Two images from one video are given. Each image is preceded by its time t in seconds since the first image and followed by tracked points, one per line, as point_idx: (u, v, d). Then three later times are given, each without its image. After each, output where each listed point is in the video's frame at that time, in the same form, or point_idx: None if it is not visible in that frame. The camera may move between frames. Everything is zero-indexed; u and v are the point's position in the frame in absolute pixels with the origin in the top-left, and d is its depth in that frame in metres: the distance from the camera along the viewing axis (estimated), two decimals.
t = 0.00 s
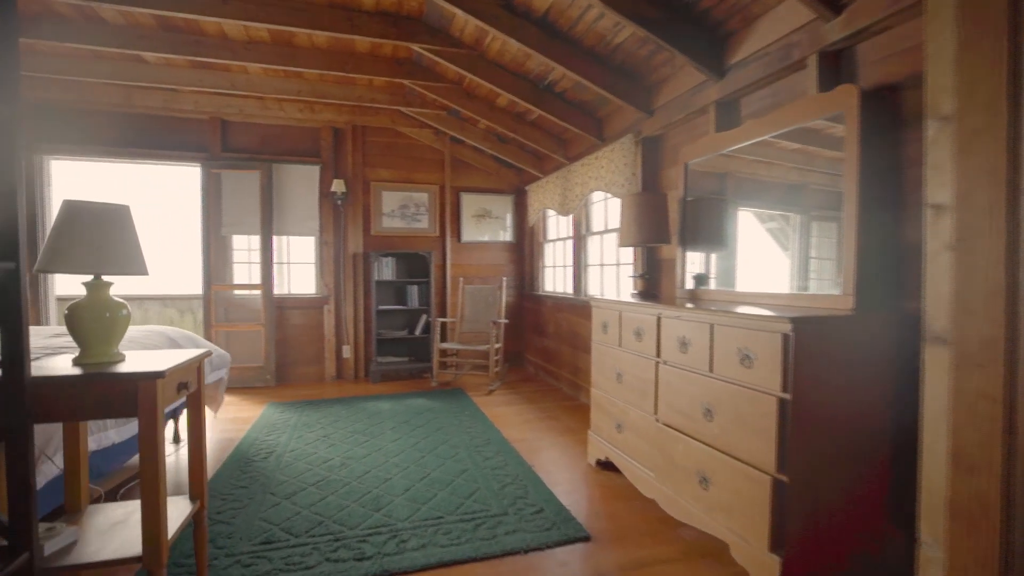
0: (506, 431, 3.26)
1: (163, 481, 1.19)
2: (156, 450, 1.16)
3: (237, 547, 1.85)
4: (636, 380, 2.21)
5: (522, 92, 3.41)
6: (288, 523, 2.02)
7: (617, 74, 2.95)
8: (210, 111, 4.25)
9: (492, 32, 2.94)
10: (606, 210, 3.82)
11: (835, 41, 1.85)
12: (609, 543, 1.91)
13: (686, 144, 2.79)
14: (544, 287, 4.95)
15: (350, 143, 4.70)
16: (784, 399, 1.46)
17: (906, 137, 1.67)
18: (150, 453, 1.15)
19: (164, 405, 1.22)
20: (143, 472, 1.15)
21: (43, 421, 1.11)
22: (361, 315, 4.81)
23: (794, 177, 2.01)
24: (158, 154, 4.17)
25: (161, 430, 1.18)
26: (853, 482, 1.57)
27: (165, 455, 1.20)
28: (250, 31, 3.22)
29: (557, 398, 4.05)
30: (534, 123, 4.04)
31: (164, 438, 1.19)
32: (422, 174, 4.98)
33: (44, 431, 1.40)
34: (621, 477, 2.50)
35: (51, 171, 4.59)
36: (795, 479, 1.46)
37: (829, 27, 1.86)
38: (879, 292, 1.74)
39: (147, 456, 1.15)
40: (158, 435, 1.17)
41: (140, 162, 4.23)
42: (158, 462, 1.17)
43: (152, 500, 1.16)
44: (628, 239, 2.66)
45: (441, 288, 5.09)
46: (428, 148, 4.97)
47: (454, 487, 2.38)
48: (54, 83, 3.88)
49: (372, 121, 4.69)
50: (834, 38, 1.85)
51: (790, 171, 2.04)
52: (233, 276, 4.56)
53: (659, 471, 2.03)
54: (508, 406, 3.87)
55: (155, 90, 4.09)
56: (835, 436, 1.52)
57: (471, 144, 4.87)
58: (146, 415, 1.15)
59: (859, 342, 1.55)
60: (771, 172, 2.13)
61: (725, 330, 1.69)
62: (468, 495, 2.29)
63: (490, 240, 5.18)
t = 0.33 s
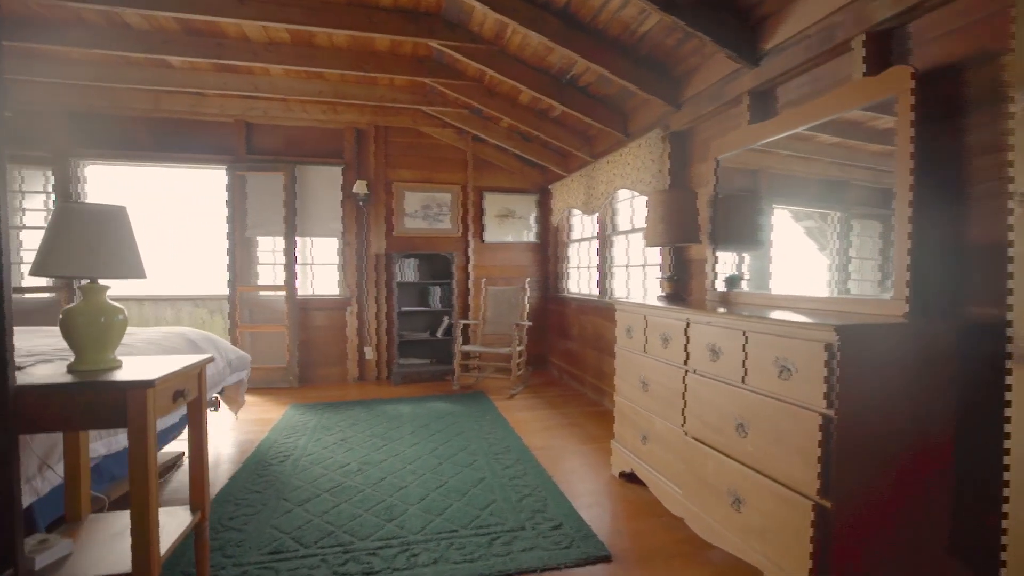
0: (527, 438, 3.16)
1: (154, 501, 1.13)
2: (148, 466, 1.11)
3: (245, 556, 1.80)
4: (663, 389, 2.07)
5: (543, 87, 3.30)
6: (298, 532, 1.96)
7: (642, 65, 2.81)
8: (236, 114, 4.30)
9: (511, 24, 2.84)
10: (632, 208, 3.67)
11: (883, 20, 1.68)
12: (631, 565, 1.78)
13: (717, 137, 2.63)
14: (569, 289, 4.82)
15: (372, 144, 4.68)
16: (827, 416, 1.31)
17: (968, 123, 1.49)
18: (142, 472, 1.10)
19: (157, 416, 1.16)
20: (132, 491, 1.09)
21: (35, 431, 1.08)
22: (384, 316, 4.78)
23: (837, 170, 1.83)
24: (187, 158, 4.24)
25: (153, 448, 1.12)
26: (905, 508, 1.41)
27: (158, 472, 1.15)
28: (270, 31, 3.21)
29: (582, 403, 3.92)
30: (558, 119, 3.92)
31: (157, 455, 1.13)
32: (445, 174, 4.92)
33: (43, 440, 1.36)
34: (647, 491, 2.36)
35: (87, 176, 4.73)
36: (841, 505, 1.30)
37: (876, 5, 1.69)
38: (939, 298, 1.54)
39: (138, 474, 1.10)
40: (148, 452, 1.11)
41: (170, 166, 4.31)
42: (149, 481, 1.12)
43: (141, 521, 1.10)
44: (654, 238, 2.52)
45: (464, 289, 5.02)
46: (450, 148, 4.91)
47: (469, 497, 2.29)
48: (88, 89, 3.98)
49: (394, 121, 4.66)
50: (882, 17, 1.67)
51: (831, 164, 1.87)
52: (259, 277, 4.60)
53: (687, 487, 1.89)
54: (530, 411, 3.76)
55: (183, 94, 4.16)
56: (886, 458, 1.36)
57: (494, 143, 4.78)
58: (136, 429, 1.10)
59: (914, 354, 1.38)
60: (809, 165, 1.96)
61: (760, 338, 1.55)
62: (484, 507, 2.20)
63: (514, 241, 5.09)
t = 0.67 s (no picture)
0: (548, 443, 3.06)
1: (149, 510, 1.09)
2: (142, 476, 1.07)
3: (256, 563, 1.76)
4: (691, 397, 1.94)
5: (566, 81, 3.20)
6: (310, 539, 1.92)
7: (670, 55, 2.67)
8: (261, 116, 4.34)
9: (532, 16, 2.75)
10: (659, 206, 3.53)
11: None
12: None
13: (750, 129, 2.48)
14: (594, 290, 4.70)
15: (395, 144, 4.66)
16: (878, 435, 1.16)
17: None
18: (136, 482, 1.06)
19: (154, 423, 1.12)
20: (126, 502, 1.05)
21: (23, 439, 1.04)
22: (407, 317, 4.76)
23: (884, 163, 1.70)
24: (215, 160, 4.31)
25: (147, 458, 1.08)
26: (968, 537, 1.25)
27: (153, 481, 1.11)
28: (291, 31, 3.20)
29: (607, 408, 3.79)
30: (582, 114, 3.81)
31: (152, 464, 1.09)
32: (468, 173, 4.86)
33: (49, 446, 1.37)
34: (673, 504, 2.24)
35: (123, 180, 4.86)
36: (893, 534, 1.16)
37: None
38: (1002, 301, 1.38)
39: (132, 485, 1.06)
40: (143, 462, 1.07)
41: (199, 169, 4.39)
42: (144, 491, 1.07)
43: (136, 534, 1.06)
44: (681, 237, 2.39)
45: (487, 290, 4.95)
46: (474, 147, 4.85)
47: (487, 506, 2.20)
48: (121, 95, 4.08)
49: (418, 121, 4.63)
50: None
51: (878, 158, 1.72)
52: (284, 278, 4.64)
53: (718, 504, 1.76)
54: (554, 415, 3.65)
55: (212, 98, 4.22)
56: (945, 480, 1.21)
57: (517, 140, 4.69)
58: (130, 437, 1.06)
59: (978, 364, 1.23)
60: (850, 160, 1.82)
61: (798, 344, 1.41)
62: (502, 517, 2.11)
63: (538, 240, 4.99)
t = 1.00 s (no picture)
0: (573, 448, 2.95)
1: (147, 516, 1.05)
2: (138, 481, 1.03)
3: (270, 567, 1.73)
4: (725, 405, 1.81)
5: (592, 73, 3.08)
6: (325, 544, 1.87)
7: (703, 41, 2.53)
8: (289, 117, 4.38)
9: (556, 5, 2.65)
10: (691, 201, 3.37)
11: None
12: None
13: (790, 117, 2.31)
14: (623, 289, 4.55)
15: (420, 142, 4.63)
16: (944, 456, 1.02)
17: None
18: (132, 488, 1.02)
19: (152, 427, 1.08)
20: (122, 508, 1.02)
21: (25, 441, 1.02)
22: (432, 317, 4.72)
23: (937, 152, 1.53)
24: (245, 161, 4.36)
25: (144, 462, 1.04)
26: None
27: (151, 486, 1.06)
28: (315, 29, 3.19)
29: (636, 412, 3.65)
30: (610, 108, 3.68)
31: (148, 469, 1.05)
32: (494, 171, 4.79)
33: (60, 448, 1.35)
34: (704, 517, 2.10)
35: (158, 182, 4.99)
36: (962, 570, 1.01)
37: None
38: None
39: (128, 490, 1.02)
40: (139, 467, 1.02)
41: (229, 169, 4.46)
42: (141, 496, 1.03)
43: (133, 542, 1.02)
44: (714, 234, 2.25)
45: (512, 289, 4.87)
46: (500, 144, 4.78)
47: (507, 514, 2.12)
48: (155, 98, 4.18)
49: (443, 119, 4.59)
50: None
51: (931, 146, 1.55)
52: (311, 277, 4.67)
53: (754, 521, 1.62)
54: (580, 419, 3.54)
55: (241, 99, 4.28)
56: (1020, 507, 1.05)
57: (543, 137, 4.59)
58: (126, 441, 1.02)
59: None
60: (899, 149, 1.65)
61: (848, 351, 1.26)
62: (522, 526, 2.02)
63: (565, 239, 4.87)
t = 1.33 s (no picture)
0: (597, 455, 2.84)
1: (143, 524, 1.01)
2: (135, 487, 0.98)
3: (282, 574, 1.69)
4: (761, 415, 1.68)
5: (619, 64, 2.96)
6: (339, 550, 1.82)
7: (737, 27, 2.38)
8: (313, 117, 4.40)
9: None
10: (722, 197, 3.21)
11: None
12: None
13: (833, 105, 2.15)
14: (651, 289, 4.40)
15: (443, 141, 4.59)
16: None
17: None
18: (128, 494, 0.98)
19: (150, 431, 1.04)
20: (117, 515, 0.97)
21: (22, 444, 0.99)
22: (455, 317, 4.67)
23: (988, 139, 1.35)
24: (271, 161, 4.40)
25: (140, 467, 1.00)
26: None
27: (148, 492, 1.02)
28: (336, 27, 3.17)
29: (664, 417, 3.51)
30: (637, 101, 3.55)
31: (145, 474, 1.01)
32: (517, 168, 4.71)
33: (70, 452, 1.33)
34: (737, 533, 1.97)
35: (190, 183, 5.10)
36: None
37: None
38: None
39: (124, 497, 0.98)
40: (135, 472, 0.98)
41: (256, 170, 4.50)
42: (137, 503, 0.99)
43: (129, 550, 0.98)
44: (748, 230, 2.11)
45: (537, 289, 4.77)
46: (524, 141, 4.69)
47: (527, 524, 2.03)
48: (184, 101, 4.26)
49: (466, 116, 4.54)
50: None
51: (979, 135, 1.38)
52: (336, 277, 4.69)
53: (794, 541, 1.49)
54: (605, 423, 3.43)
55: (266, 100, 4.33)
56: None
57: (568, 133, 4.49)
58: (121, 446, 0.98)
59: None
60: (947, 138, 1.48)
61: (903, 359, 1.13)
62: (543, 537, 1.93)
63: (591, 237, 4.75)
